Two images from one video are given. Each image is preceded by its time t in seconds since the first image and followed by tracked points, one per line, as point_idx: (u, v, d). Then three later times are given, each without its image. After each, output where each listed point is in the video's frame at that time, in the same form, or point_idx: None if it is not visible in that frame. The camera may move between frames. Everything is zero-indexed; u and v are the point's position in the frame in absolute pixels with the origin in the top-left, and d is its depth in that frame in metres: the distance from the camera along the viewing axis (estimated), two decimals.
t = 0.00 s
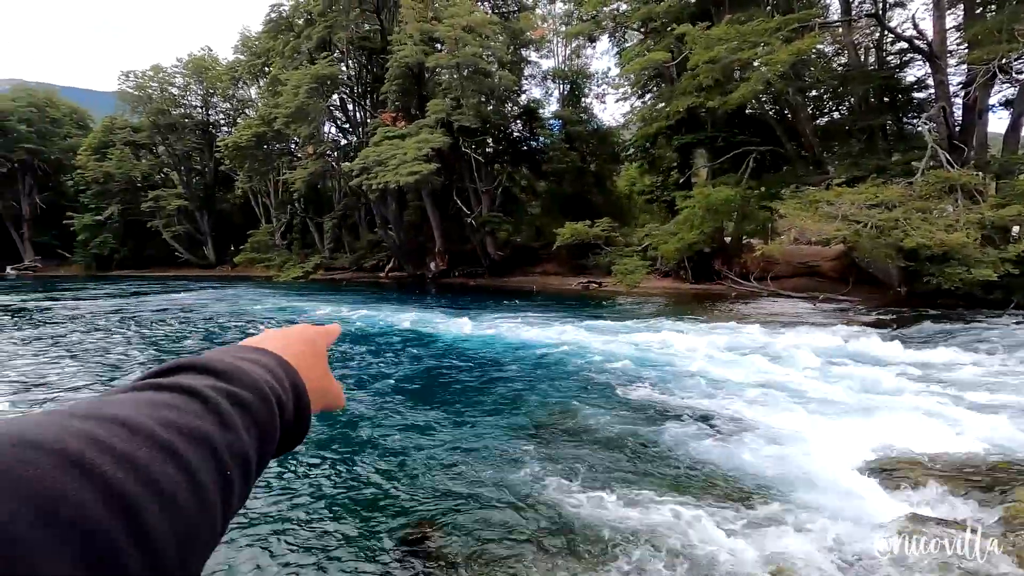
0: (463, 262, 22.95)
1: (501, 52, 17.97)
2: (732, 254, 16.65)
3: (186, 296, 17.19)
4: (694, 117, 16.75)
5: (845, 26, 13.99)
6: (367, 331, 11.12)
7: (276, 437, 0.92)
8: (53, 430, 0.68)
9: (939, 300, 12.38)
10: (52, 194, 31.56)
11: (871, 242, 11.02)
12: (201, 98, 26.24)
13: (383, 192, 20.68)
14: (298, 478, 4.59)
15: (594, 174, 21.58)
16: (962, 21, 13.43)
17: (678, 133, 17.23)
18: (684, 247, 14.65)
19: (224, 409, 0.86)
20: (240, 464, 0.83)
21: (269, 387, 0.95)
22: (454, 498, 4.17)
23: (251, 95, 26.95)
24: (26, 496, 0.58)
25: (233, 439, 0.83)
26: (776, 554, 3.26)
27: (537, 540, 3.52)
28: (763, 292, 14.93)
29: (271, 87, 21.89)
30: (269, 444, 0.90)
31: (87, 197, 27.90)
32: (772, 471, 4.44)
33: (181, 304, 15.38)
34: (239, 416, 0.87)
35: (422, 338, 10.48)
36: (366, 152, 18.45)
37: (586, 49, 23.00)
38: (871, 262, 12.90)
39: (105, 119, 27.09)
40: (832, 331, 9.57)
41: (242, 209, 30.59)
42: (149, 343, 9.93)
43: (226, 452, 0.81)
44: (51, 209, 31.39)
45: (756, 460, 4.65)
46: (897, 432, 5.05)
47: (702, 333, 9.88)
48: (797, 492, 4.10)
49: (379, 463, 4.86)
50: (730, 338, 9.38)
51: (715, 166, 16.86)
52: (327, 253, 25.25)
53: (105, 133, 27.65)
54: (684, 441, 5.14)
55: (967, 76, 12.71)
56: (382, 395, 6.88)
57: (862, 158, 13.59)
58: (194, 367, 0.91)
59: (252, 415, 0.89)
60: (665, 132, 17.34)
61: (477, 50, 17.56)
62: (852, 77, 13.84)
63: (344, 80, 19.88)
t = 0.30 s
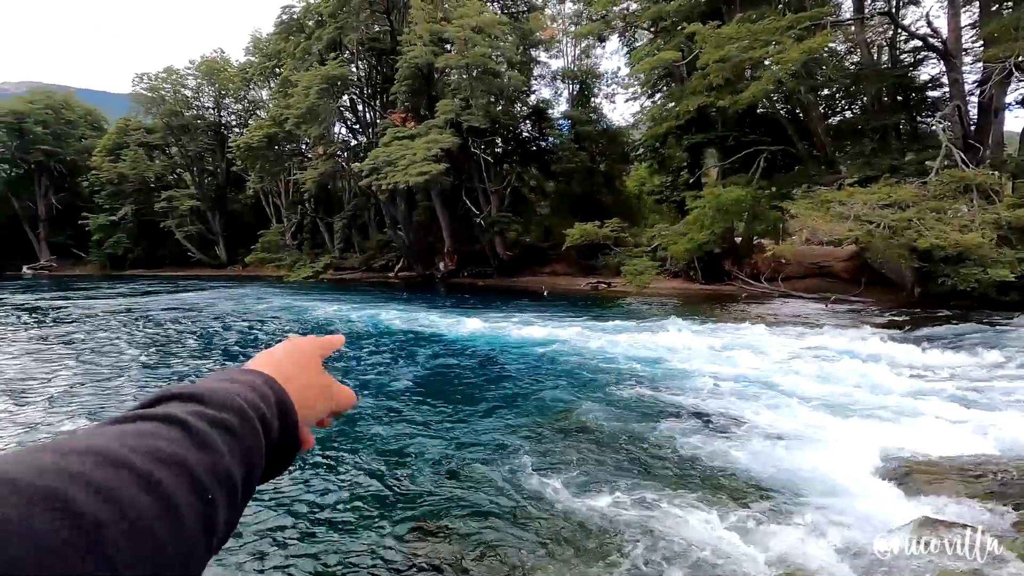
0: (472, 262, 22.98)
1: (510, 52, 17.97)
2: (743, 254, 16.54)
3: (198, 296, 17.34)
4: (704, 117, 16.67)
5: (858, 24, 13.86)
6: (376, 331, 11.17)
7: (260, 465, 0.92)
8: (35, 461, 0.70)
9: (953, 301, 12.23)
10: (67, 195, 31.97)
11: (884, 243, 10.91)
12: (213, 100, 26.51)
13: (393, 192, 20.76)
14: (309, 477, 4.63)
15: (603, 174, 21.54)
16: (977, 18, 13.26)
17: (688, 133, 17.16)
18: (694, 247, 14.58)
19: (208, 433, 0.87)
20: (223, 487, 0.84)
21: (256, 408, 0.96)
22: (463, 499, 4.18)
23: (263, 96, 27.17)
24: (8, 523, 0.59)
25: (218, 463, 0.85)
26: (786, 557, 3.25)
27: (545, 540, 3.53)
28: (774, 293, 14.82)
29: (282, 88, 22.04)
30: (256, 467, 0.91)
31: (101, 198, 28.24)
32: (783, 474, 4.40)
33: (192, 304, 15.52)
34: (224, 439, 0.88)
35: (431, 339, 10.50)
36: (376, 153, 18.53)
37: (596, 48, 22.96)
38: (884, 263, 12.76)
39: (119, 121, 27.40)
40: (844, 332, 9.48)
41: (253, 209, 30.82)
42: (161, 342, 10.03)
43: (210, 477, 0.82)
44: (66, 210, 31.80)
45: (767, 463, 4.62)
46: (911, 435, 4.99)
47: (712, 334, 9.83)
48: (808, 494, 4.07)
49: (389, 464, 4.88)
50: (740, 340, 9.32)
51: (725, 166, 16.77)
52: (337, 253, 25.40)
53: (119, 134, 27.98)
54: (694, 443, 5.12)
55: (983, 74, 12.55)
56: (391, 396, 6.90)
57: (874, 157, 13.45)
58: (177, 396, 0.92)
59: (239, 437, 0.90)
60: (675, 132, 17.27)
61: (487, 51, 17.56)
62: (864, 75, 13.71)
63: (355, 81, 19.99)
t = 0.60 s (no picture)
0: (480, 262, 23.01)
1: (519, 51, 17.96)
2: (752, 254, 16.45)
3: (208, 294, 17.47)
4: (713, 115, 16.58)
5: (870, 21, 13.73)
6: (384, 330, 11.21)
7: (172, 479, 0.88)
8: None
9: (965, 301, 12.09)
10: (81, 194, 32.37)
11: (895, 242, 10.80)
12: (224, 100, 26.74)
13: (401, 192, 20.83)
14: (316, 472, 4.67)
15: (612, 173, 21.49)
16: (992, 14, 13.08)
17: (697, 131, 17.08)
18: (702, 246, 14.52)
19: (96, 465, 0.84)
20: (115, 518, 0.81)
21: (161, 420, 0.91)
22: (467, 494, 4.20)
23: (273, 97, 27.36)
24: None
25: (102, 496, 0.81)
26: (790, 554, 3.23)
27: (548, 536, 3.54)
28: (784, 293, 14.71)
29: (292, 88, 22.17)
30: (165, 484, 0.88)
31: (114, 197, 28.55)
32: (791, 472, 4.38)
33: (202, 302, 15.64)
34: (120, 476, 0.85)
35: (439, 337, 10.52)
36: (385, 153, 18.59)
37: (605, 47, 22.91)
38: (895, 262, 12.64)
39: (131, 121, 27.66)
40: (854, 332, 9.40)
41: (263, 208, 31.05)
42: (172, 340, 10.12)
43: (93, 513, 0.79)
44: (79, 209, 32.18)
45: (774, 462, 4.59)
46: (918, 434, 4.95)
47: (720, 334, 9.78)
48: (814, 493, 4.05)
49: (395, 460, 4.91)
50: (748, 339, 9.27)
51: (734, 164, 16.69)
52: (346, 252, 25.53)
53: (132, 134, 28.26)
54: (701, 442, 5.10)
55: (998, 71, 12.38)
56: (398, 394, 6.93)
57: (886, 155, 13.32)
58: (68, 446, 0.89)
59: (135, 460, 0.87)
60: (684, 131, 17.20)
61: (495, 50, 17.53)
62: (877, 73, 13.58)
63: (364, 80, 20.07)
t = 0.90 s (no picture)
0: (483, 260, 23.04)
1: (522, 50, 17.93)
2: (755, 252, 16.42)
3: (212, 292, 17.55)
4: (717, 113, 16.54)
5: (876, 18, 13.63)
6: (387, 328, 11.25)
7: (145, 555, 0.78)
8: None
9: (970, 300, 12.04)
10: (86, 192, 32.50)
11: (900, 241, 10.75)
12: (228, 99, 26.80)
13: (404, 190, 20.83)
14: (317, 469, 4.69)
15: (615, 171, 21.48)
16: (999, 12, 13.01)
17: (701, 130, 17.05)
18: (705, 245, 14.50)
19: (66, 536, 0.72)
20: None
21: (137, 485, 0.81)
22: (469, 492, 4.20)
23: (277, 95, 27.37)
24: None
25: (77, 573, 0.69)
26: (787, 552, 3.24)
27: (548, 533, 3.56)
28: (788, 291, 14.70)
29: (296, 87, 22.18)
30: (138, 561, 0.77)
31: (119, 195, 28.67)
32: (791, 470, 4.38)
33: (206, 300, 15.71)
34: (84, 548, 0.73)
35: (442, 335, 10.52)
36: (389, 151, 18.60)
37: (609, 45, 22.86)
38: (900, 261, 12.61)
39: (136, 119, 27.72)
40: (858, 331, 9.38)
41: (267, 206, 31.11)
42: (175, 337, 10.16)
43: None
44: (84, 208, 32.32)
45: (774, 459, 4.60)
46: (921, 433, 4.95)
47: (723, 332, 9.78)
48: (815, 491, 4.04)
49: (396, 457, 4.92)
50: (751, 338, 9.26)
51: (738, 163, 16.64)
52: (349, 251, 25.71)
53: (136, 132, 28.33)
54: (704, 440, 5.10)
55: (1004, 68, 12.31)
56: (401, 391, 6.95)
57: (891, 153, 13.27)
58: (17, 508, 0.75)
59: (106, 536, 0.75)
60: (688, 129, 17.16)
61: (499, 48, 17.48)
62: (882, 70, 13.51)
63: (367, 78, 20.07)
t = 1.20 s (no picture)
0: (477, 259, 23.03)
1: (517, 48, 17.90)
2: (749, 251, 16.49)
3: (205, 290, 17.46)
4: (712, 112, 16.56)
5: (869, 18, 13.68)
6: (381, 326, 11.20)
7: None
8: None
9: (961, 299, 12.14)
10: (77, 189, 32.25)
11: (893, 240, 10.81)
12: (221, 96, 26.64)
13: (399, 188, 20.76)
14: (313, 467, 4.65)
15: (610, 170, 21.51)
16: (991, 13, 13.11)
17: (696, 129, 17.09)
18: (700, 244, 14.55)
19: None
20: None
21: None
22: (464, 493, 4.14)
23: (271, 92, 27.22)
24: None
25: None
26: (787, 554, 3.21)
27: (546, 533, 3.53)
28: (781, 290, 14.78)
29: (289, 84, 22.07)
30: None
31: (110, 192, 28.46)
32: (790, 470, 4.37)
33: (198, 299, 15.61)
34: None
35: (437, 334, 10.47)
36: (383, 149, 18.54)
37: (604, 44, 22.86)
38: (893, 260, 12.69)
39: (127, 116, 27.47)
40: (852, 330, 9.43)
41: (260, 204, 30.98)
42: (167, 336, 10.08)
43: None
44: (75, 204, 32.07)
45: (773, 459, 4.58)
46: (918, 432, 4.95)
47: (719, 331, 9.80)
48: (814, 491, 4.02)
49: (393, 456, 4.88)
50: (746, 337, 9.28)
51: (733, 162, 16.70)
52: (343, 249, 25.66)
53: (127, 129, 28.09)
54: (700, 438, 5.09)
55: (996, 69, 12.41)
56: (396, 389, 6.92)
57: (884, 153, 13.33)
58: None
59: None
60: (683, 128, 17.20)
61: (493, 47, 17.42)
62: (875, 70, 13.56)
63: (362, 76, 19.99)
